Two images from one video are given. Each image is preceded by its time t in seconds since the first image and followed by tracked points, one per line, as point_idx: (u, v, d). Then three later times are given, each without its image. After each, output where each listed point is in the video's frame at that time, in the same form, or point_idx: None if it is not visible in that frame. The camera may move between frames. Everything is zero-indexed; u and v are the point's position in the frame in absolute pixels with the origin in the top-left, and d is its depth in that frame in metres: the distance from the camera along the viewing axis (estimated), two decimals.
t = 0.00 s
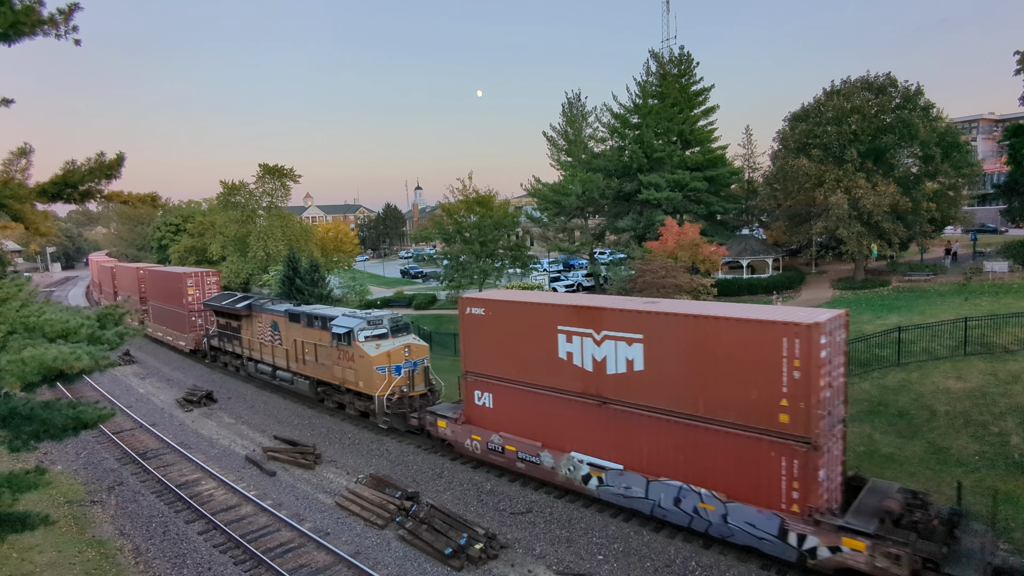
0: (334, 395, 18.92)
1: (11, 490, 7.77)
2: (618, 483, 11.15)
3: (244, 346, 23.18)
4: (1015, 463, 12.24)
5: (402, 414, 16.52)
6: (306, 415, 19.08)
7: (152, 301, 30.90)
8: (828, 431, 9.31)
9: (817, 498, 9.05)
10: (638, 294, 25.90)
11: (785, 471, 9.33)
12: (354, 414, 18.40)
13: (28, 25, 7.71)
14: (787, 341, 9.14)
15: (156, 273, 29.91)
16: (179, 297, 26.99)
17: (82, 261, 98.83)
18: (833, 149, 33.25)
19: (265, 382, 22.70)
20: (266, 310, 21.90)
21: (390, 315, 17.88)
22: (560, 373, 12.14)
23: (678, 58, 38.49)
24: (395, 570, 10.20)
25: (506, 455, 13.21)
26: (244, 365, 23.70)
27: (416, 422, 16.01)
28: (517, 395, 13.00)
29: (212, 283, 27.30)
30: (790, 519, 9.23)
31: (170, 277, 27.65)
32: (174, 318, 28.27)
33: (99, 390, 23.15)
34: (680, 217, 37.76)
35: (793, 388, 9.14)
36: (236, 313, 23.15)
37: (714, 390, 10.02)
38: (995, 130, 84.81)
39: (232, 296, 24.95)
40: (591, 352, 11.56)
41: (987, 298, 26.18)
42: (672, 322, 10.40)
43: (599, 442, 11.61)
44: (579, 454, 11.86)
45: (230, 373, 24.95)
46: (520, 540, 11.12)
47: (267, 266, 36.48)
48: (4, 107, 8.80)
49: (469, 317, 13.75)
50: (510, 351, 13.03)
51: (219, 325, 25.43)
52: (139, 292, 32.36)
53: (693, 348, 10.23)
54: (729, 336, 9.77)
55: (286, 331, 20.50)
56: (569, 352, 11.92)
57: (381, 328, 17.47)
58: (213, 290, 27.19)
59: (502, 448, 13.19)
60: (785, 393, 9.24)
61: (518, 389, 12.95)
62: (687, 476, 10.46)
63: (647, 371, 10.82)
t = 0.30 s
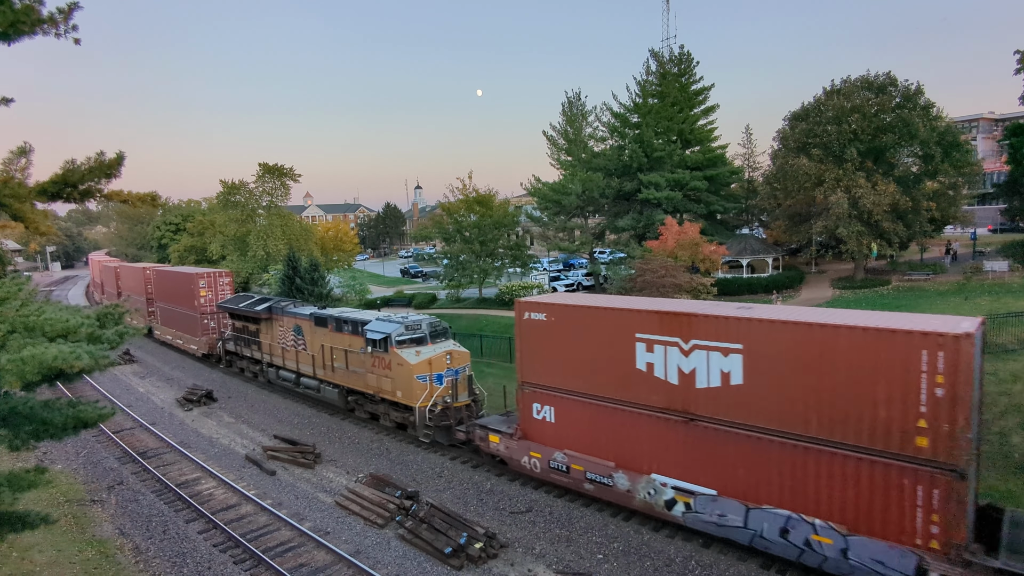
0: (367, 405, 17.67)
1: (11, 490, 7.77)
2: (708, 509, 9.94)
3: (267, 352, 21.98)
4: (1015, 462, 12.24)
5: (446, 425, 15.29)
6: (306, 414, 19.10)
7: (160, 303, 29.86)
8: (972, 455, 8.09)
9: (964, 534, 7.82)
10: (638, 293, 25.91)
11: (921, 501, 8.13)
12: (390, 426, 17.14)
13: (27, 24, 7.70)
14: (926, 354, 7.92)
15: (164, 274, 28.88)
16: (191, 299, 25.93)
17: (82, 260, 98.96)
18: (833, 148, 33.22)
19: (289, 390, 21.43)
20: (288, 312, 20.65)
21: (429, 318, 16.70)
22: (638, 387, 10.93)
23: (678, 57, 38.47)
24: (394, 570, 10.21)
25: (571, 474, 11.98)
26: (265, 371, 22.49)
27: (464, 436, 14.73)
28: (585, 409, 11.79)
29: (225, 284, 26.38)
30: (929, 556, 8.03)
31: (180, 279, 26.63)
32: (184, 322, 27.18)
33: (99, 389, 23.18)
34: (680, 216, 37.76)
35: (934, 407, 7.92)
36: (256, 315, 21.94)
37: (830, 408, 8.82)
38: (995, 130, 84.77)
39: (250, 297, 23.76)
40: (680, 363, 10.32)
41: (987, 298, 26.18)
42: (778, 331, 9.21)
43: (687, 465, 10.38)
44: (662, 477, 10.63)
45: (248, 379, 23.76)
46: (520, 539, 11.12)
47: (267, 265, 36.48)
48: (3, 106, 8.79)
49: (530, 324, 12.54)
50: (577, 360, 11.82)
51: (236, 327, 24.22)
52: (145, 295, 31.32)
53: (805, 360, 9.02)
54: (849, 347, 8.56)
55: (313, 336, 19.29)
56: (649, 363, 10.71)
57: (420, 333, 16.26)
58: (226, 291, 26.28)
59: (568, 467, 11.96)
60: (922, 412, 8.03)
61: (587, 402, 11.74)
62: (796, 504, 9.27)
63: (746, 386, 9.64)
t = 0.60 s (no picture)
0: (410, 418, 16.25)
1: (11, 489, 7.76)
2: (841, 548, 8.50)
3: (293, 362, 20.61)
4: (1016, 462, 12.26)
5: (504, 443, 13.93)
6: (306, 414, 19.11)
7: (171, 306, 28.69)
8: None
9: None
10: (638, 293, 25.92)
11: None
12: (437, 441, 15.69)
13: (27, 24, 7.69)
14: None
15: (175, 276, 27.71)
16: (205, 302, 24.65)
17: (82, 260, 99.16)
18: (833, 148, 33.19)
19: (319, 400, 20.04)
20: (316, 316, 19.39)
21: (478, 323, 15.40)
22: (749, 406, 9.38)
23: (678, 57, 38.44)
24: (394, 569, 10.21)
25: (663, 503, 10.47)
26: (291, 380, 21.09)
27: (528, 455, 13.12)
28: (677, 430, 10.26)
29: (241, 286, 25.11)
30: None
31: (193, 280, 25.55)
32: (198, 326, 25.87)
33: (99, 389, 23.19)
34: (680, 216, 37.77)
35: None
36: (281, 320, 20.63)
37: (1000, 437, 7.29)
38: (995, 130, 84.79)
39: (272, 300, 22.50)
40: (805, 381, 8.81)
41: (987, 297, 26.18)
42: (932, 345, 7.67)
43: (811, 495, 8.88)
44: (778, 509, 9.14)
45: (271, 388, 22.38)
46: (520, 539, 11.12)
47: (267, 265, 36.47)
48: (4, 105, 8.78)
49: (610, 332, 11.06)
50: (669, 375, 10.25)
51: (260, 331, 22.91)
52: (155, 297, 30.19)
53: (968, 379, 7.49)
54: None
55: (347, 343, 18.05)
56: (763, 380, 9.19)
57: (471, 341, 14.95)
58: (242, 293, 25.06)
59: (660, 494, 10.44)
60: None
61: (682, 422, 10.16)
62: (953, 547, 7.78)
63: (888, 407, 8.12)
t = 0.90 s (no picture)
0: (460, 434, 14.96)
1: (11, 489, 7.76)
2: None
3: (322, 370, 19.39)
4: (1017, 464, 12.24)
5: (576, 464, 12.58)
6: (305, 414, 19.13)
7: (182, 308, 27.47)
8: None
9: None
10: (638, 292, 25.92)
11: None
12: (492, 460, 14.37)
13: (27, 24, 7.69)
14: None
15: (186, 277, 26.45)
16: (222, 304, 23.38)
17: (82, 260, 99.25)
18: (833, 147, 33.18)
19: (353, 412, 18.74)
20: (350, 322, 18.36)
21: (538, 330, 14.29)
22: (890, 429, 8.17)
23: (678, 57, 38.42)
24: (394, 569, 10.22)
25: (781, 539, 9.16)
26: (321, 391, 19.79)
27: (608, 480, 11.79)
28: (797, 454, 9.06)
29: (260, 288, 23.89)
30: None
31: (206, 282, 24.17)
32: (213, 329, 24.59)
33: (99, 389, 23.23)
34: (680, 216, 37.78)
35: None
36: (310, 325, 19.46)
37: None
38: (995, 130, 84.85)
39: (298, 305, 21.35)
40: (973, 403, 7.49)
41: (987, 297, 26.22)
42: None
43: (972, 534, 7.61)
44: (930, 550, 7.86)
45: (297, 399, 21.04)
46: (520, 539, 11.13)
47: (267, 265, 36.48)
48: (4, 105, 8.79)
49: (716, 343, 9.88)
50: (788, 393, 9.08)
51: (284, 337, 21.69)
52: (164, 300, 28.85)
53: None
54: None
55: (388, 351, 16.86)
56: (913, 401, 7.94)
57: (534, 350, 13.78)
58: (261, 296, 23.80)
59: (777, 529, 9.15)
60: None
61: (805, 446, 8.96)
62: None
63: None
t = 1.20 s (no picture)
0: (521, 453, 13.61)
1: (11, 488, 7.74)
2: None
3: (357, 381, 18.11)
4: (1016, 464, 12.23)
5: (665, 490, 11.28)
6: (305, 413, 19.14)
7: (194, 311, 26.24)
8: None
9: None
10: (638, 292, 25.91)
11: None
12: (560, 483, 13.01)
13: (27, 23, 7.67)
14: None
15: (201, 278, 25.20)
16: (243, 308, 22.11)
17: (81, 258, 99.31)
18: (834, 147, 33.15)
19: (393, 425, 17.39)
20: (391, 328, 17.17)
21: (614, 338, 13.03)
22: None
23: (678, 56, 38.36)
24: (394, 568, 10.23)
25: None
26: (357, 401, 18.43)
27: (711, 510, 10.56)
28: (953, 488, 7.79)
29: (282, 290, 22.64)
30: None
31: (225, 284, 22.92)
32: (231, 334, 23.34)
33: (99, 388, 23.24)
34: (680, 215, 37.78)
35: None
36: (345, 330, 18.19)
37: None
38: (995, 130, 84.83)
39: (330, 309, 20.03)
40: None
41: (987, 297, 26.24)
42: None
43: None
44: None
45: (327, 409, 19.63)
46: (520, 538, 11.14)
47: (267, 264, 36.47)
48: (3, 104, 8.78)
49: (851, 357, 8.62)
50: (945, 417, 7.77)
51: (312, 341, 20.35)
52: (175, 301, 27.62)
53: None
54: None
55: (438, 360, 15.60)
56: None
57: (611, 361, 12.39)
58: (284, 300, 22.54)
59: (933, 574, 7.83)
60: None
61: (965, 480, 7.68)
62: None
63: None
